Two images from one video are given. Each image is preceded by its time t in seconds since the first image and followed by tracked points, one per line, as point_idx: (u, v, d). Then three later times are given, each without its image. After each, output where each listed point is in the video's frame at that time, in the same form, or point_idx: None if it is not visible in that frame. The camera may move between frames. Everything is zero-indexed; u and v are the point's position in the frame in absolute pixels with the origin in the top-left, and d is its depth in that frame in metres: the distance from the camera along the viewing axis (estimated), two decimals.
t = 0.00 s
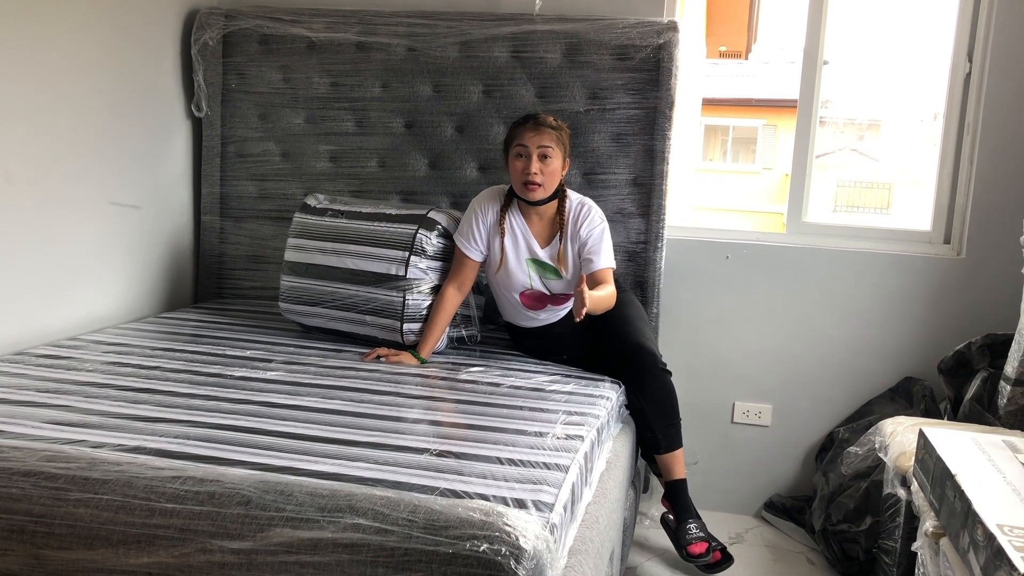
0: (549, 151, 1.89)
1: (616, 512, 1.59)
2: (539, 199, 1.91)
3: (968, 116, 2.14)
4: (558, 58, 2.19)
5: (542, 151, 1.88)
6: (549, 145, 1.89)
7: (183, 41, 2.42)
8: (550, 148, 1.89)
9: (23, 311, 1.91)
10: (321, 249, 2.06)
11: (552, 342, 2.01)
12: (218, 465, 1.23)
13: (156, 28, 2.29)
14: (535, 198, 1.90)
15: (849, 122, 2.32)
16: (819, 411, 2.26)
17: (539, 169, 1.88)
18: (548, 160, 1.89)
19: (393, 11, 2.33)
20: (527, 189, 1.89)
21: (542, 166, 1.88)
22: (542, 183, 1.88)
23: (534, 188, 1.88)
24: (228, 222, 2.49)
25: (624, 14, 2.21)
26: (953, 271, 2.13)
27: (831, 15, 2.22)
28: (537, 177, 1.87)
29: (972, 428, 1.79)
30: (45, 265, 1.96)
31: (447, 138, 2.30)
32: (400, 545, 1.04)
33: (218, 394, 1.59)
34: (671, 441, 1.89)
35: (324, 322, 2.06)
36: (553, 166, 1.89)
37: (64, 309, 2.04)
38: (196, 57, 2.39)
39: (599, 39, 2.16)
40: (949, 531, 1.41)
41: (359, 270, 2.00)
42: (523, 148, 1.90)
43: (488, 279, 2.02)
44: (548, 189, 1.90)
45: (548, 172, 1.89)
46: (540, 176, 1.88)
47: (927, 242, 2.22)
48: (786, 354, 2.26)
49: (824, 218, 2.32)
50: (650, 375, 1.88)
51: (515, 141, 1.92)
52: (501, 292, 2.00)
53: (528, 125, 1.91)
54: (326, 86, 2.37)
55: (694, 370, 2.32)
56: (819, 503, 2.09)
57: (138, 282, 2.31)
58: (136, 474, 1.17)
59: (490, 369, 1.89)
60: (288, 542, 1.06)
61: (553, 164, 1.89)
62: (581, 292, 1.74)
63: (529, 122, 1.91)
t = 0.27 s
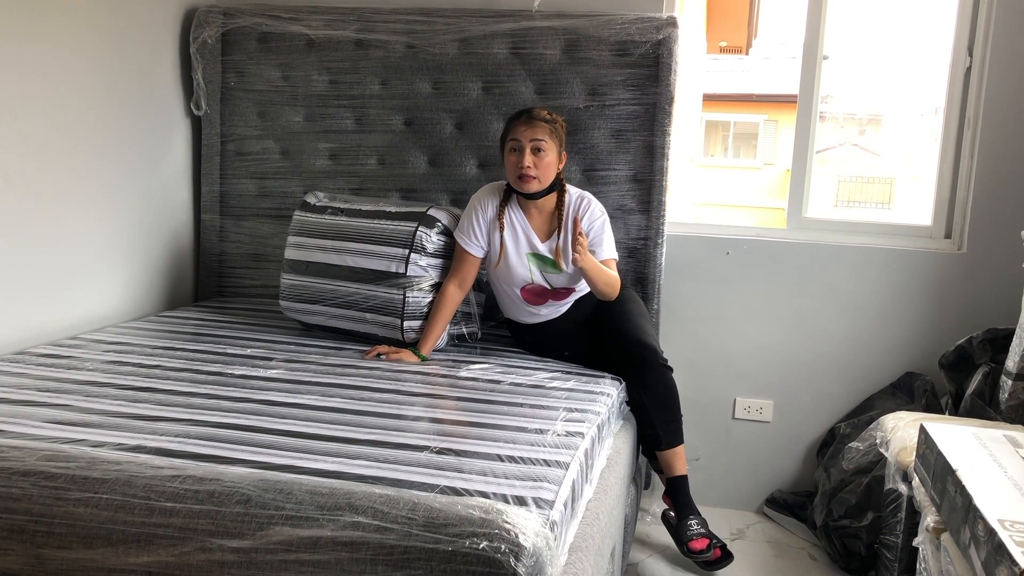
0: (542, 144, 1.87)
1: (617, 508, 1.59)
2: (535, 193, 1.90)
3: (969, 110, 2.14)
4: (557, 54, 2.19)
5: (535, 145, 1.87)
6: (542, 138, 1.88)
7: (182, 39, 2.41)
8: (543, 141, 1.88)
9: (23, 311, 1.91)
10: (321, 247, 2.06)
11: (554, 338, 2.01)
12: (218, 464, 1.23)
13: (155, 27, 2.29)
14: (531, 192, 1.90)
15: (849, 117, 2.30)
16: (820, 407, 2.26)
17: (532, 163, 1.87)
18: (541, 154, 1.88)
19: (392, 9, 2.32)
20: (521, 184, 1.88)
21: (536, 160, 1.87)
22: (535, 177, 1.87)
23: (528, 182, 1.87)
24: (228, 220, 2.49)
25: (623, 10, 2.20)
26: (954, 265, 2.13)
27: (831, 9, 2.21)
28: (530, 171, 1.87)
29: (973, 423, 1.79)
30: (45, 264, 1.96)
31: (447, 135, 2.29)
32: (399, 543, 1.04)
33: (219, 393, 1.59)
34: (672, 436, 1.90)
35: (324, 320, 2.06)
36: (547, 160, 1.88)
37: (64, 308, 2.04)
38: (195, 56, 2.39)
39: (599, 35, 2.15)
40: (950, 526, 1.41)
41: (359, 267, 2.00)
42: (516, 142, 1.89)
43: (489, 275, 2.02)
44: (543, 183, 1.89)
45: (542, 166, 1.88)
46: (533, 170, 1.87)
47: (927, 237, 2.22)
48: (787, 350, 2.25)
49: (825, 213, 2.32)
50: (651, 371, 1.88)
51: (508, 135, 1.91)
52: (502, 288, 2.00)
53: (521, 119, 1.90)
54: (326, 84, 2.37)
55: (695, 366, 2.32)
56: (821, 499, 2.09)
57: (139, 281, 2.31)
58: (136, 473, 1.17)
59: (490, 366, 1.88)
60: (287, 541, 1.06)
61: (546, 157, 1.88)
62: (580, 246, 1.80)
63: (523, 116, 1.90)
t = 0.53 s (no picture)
0: (541, 138, 1.88)
1: (619, 506, 1.59)
2: (535, 187, 1.91)
3: (972, 107, 2.13)
4: (559, 52, 2.19)
5: (534, 138, 1.88)
6: (541, 132, 1.88)
7: (184, 38, 2.42)
8: (542, 134, 1.89)
9: (27, 310, 1.92)
10: (323, 245, 2.06)
11: (556, 335, 2.01)
12: (221, 462, 1.24)
13: (157, 26, 2.29)
14: (531, 186, 1.90)
15: (851, 114, 2.30)
16: (823, 404, 2.26)
17: (531, 157, 1.88)
18: (540, 147, 1.88)
19: (395, 7, 2.32)
20: (521, 177, 1.89)
21: (535, 153, 1.88)
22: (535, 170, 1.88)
23: (528, 175, 1.88)
24: (231, 219, 2.49)
25: (625, 8, 2.20)
26: (957, 262, 2.12)
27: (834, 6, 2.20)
28: (530, 164, 1.87)
29: (976, 420, 1.79)
30: (49, 264, 1.97)
31: (449, 133, 2.29)
32: (402, 541, 1.04)
33: (221, 391, 1.59)
34: (676, 433, 1.89)
35: (327, 318, 2.06)
36: (547, 153, 1.89)
37: (67, 306, 2.04)
38: (198, 54, 2.39)
39: (600, 32, 2.15)
40: (953, 523, 1.41)
41: (361, 266, 2.00)
42: (515, 136, 1.90)
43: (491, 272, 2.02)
44: (543, 176, 1.90)
45: (542, 159, 1.88)
46: (533, 164, 1.88)
47: (930, 234, 2.21)
48: (789, 347, 2.25)
49: (828, 210, 2.31)
50: (654, 368, 1.88)
51: (508, 130, 1.92)
52: (504, 284, 2.00)
53: (520, 113, 1.91)
54: (328, 82, 2.37)
55: (698, 364, 2.32)
56: (824, 496, 2.08)
57: (142, 280, 2.32)
58: (139, 471, 1.17)
59: (493, 364, 1.89)
60: (290, 539, 1.06)
61: (546, 150, 1.89)
62: (578, 253, 1.78)
63: (521, 111, 1.91)
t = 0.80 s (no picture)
0: (556, 136, 1.91)
1: (639, 512, 1.59)
2: (551, 185, 1.93)
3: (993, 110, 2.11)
4: (577, 59, 2.20)
5: (550, 136, 1.91)
6: (556, 131, 1.91)
7: (205, 48, 2.45)
8: (557, 133, 1.91)
9: (52, 316, 1.96)
10: (343, 251, 2.08)
11: (575, 339, 2.01)
12: (243, 467, 1.25)
13: (179, 36, 2.32)
14: (549, 183, 1.92)
15: (871, 119, 2.28)
16: (843, 410, 2.24)
17: (548, 154, 1.90)
18: (556, 146, 1.91)
19: (413, 15, 2.34)
20: (540, 176, 1.91)
21: (551, 152, 1.90)
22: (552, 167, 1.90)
23: (545, 172, 1.90)
24: (252, 225, 2.52)
25: (642, 14, 2.20)
26: (979, 267, 2.10)
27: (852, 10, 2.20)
28: (547, 161, 1.89)
29: (999, 426, 1.77)
30: (73, 271, 2.00)
31: (467, 139, 2.31)
32: (422, 546, 1.05)
33: (243, 396, 1.61)
34: (696, 436, 1.89)
35: (346, 324, 2.08)
36: (562, 150, 1.91)
37: (91, 312, 2.08)
38: (219, 63, 2.43)
39: (617, 39, 2.16)
40: (975, 530, 1.40)
41: (380, 272, 2.02)
42: (531, 136, 1.92)
43: (510, 276, 2.03)
44: (559, 173, 1.92)
45: (558, 156, 1.91)
46: (550, 161, 1.90)
47: (951, 238, 2.19)
48: (809, 352, 2.24)
49: (848, 215, 2.30)
50: (672, 372, 1.88)
51: (523, 132, 1.95)
52: (524, 287, 2.00)
53: (534, 114, 1.94)
54: (347, 90, 2.39)
55: (716, 369, 2.31)
56: (845, 502, 2.07)
57: (164, 286, 2.35)
58: (163, 476, 1.19)
59: (512, 369, 1.89)
60: (311, 543, 1.07)
61: (561, 148, 1.91)
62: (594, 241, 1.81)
63: (534, 113, 1.94)
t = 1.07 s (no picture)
0: (558, 137, 1.92)
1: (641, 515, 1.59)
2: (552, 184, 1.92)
3: (995, 111, 2.11)
4: (578, 62, 2.20)
5: (552, 137, 1.92)
6: (558, 132, 1.92)
7: (208, 54, 2.46)
8: (559, 134, 1.92)
9: (56, 322, 1.96)
10: (345, 256, 2.09)
11: (577, 343, 2.00)
12: (246, 472, 1.26)
13: (181, 42, 2.33)
14: (550, 183, 1.92)
15: (872, 120, 2.28)
16: (847, 412, 2.24)
17: (549, 153, 1.90)
18: (558, 146, 1.92)
19: (414, 20, 2.35)
20: (540, 175, 1.91)
21: (553, 151, 1.90)
22: (554, 165, 1.90)
23: (545, 171, 1.90)
24: (255, 231, 2.53)
25: (643, 18, 2.21)
26: (982, 268, 2.10)
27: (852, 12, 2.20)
28: (549, 160, 1.90)
29: (1003, 428, 1.76)
30: (77, 277, 2.01)
31: (469, 144, 2.31)
32: (424, 550, 1.05)
33: (246, 402, 1.61)
34: (699, 439, 1.90)
35: (349, 328, 2.08)
36: (564, 151, 1.92)
37: (95, 319, 2.08)
38: (221, 70, 2.44)
39: (618, 42, 2.16)
40: (979, 532, 1.39)
41: (382, 276, 2.02)
42: (533, 137, 1.93)
43: (512, 280, 2.03)
44: (560, 173, 1.91)
45: (559, 156, 1.91)
46: (551, 160, 1.90)
47: (954, 240, 2.19)
48: (812, 355, 2.24)
49: (850, 217, 2.30)
50: (674, 376, 1.88)
51: (525, 134, 1.95)
52: (526, 290, 2.01)
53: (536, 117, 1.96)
54: (349, 96, 2.40)
55: (719, 372, 2.31)
56: (848, 505, 2.07)
57: (167, 292, 2.36)
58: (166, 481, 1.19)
59: (514, 373, 1.89)
60: (314, 548, 1.08)
61: (563, 149, 1.92)
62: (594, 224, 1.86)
63: (536, 116, 1.96)
